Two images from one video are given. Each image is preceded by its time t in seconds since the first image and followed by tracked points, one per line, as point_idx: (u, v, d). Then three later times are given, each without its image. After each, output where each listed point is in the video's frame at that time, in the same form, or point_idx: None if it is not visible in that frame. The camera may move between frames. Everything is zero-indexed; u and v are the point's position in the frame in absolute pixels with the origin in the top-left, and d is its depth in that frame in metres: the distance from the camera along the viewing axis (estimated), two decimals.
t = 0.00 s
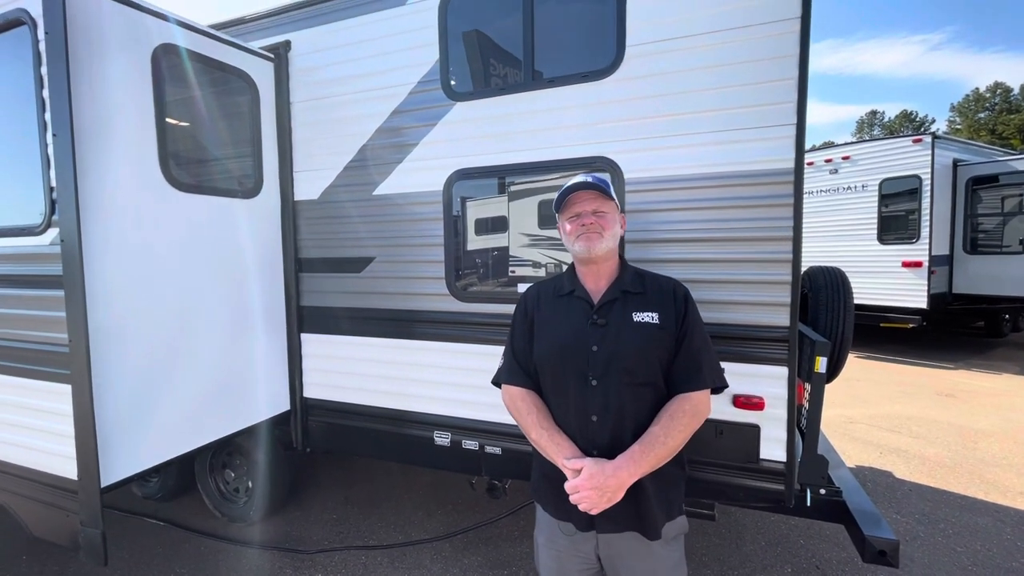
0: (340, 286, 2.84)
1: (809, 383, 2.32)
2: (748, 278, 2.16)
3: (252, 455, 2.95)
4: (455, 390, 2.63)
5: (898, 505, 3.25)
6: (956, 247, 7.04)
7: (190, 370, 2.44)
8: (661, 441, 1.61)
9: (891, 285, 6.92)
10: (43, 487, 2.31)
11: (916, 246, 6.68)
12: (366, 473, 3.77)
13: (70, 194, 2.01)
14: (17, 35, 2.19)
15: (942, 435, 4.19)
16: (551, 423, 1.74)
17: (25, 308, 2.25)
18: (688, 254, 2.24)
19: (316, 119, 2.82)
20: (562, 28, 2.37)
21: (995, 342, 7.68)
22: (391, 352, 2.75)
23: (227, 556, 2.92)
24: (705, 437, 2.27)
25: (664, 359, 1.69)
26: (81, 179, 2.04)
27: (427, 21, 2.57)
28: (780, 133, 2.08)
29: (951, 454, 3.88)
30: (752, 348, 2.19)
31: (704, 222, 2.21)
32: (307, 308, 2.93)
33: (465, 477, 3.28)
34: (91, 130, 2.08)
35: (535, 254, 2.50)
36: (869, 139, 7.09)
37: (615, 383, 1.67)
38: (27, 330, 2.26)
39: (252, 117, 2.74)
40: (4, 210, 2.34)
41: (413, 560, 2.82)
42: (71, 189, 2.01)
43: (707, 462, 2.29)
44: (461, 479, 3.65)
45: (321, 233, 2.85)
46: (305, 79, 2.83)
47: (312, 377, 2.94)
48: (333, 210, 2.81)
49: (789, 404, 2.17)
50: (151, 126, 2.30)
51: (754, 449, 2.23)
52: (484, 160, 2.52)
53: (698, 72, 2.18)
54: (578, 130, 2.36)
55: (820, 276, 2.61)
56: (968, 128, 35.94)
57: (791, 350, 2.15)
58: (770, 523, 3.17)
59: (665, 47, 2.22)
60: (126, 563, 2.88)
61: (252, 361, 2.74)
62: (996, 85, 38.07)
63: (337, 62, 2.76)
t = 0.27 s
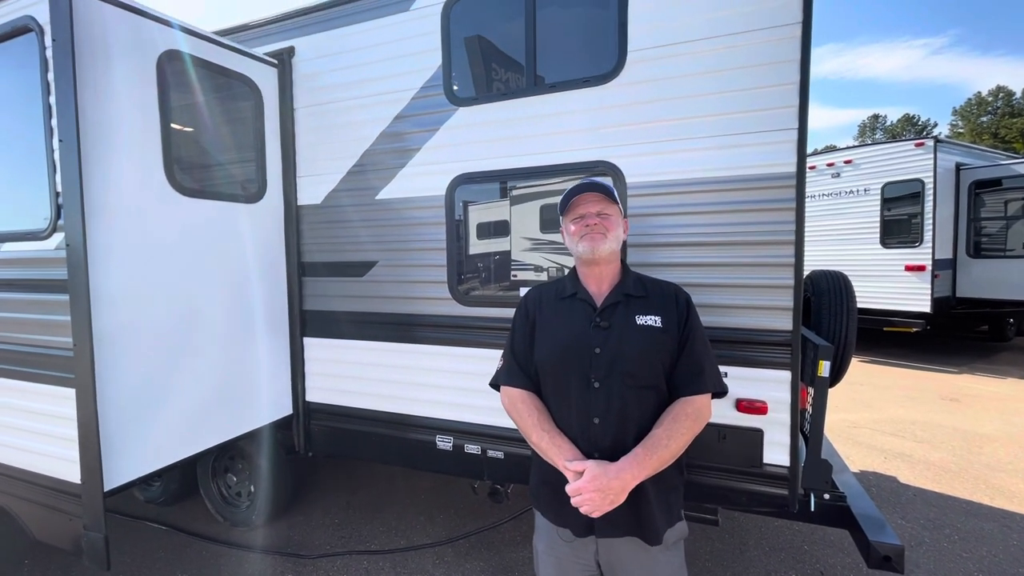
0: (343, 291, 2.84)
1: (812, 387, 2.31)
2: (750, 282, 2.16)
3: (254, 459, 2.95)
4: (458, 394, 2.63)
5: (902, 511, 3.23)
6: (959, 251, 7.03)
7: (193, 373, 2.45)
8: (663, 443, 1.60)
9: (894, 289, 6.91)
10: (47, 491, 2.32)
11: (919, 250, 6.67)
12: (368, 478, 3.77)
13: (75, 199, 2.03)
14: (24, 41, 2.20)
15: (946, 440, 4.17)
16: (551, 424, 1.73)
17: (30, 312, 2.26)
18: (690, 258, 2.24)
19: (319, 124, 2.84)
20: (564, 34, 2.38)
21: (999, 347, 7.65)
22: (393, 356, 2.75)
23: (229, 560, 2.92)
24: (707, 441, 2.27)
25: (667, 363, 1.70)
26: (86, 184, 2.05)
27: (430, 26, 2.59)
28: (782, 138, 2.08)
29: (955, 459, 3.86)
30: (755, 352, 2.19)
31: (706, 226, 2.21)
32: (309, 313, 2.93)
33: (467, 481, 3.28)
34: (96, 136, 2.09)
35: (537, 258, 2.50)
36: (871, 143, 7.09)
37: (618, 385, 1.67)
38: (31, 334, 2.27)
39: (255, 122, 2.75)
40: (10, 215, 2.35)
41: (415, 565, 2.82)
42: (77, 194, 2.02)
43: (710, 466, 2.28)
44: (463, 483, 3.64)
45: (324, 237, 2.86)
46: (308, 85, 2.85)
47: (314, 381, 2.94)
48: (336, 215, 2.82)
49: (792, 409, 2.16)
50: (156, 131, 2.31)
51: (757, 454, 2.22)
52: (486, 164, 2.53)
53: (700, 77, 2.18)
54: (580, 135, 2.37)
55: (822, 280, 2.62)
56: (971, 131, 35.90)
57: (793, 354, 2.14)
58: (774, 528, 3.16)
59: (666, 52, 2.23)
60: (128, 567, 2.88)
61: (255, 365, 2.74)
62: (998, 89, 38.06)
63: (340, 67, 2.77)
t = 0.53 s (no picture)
0: (345, 294, 2.85)
1: (816, 391, 2.31)
2: (752, 285, 2.16)
3: (257, 463, 2.96)
4: (460, 398, 2.63)
5: (906, 515, 3.22)
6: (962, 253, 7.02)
7: (196, 377, 2.45)
8: (667, 447, 1.61)
9: (897, 292, 6.89)
10: (50, 494, 2.32)
11: (921, 253, 6.66)
12: (371, 481, 3.77)
13: (81, 203, 2.04)
14: (29, 46, 2.22)
15: (950, 443, 4.16)
16: (554, 427, 1.73)
17: (34, 316, 2.27)
18: (693, 261, 2.24)
19: (322, 128, 2.85)
20: (565, 38, 2.39)
21: (1003, 350, 7.63)
22: (396, 360, 2.76)
23: (231, 563, 2.92)
24: (710, 445, 2.27)
25: (671, 367, 1.70)
26: (91, 189, 2.06)
27: (433, 31, 2.60)
28: (784, 141, 2.08)
29: (959, 463, 3.85)
30: (757, 356, 2.19)
31: (708, 230, 2.21)
32: (312, 316, 2.94)
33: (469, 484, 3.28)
34: (101, 140, 2.11)
35: (539, 261, 2.50)
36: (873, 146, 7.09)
37: (621, 388, 1.67)
38: (36, 337, 2.28)
39: (258, 126, 2.77)
40: (15, 219, 2.37)
41: (418, 568, 2.82)
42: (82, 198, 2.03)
43: (712, 470, 2.28)
44: (465, 487, 3.64)
45: (327, 241, 2.87)
46: (311, 89, 2.86)
47: (317, 384, 2.94)
48: (339, 219, 2.83)
49: (795, 412, 2.16)
50: (160, 136, 2.32)
51: (760, 457, 2.22)
52: (488, 168, 2.54)
53: (701, 81, 2.19)
54: (583, 139, 2.38)
55: (825, 283, 2.60)
56: (973, 134, 35.85)
57: (796, 358, 2.14)
58: (777, 532, 3.15)
59: (668, 56, 2.23)
60: (131, 570, 2.88)
61: (258, 368, 2.75)
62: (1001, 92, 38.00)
63: (343, 72, 2.79)
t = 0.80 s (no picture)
0: (347, 296, 2.85)
1: (817, 393, 2.31)
2: (753, 287, 2.16)
3: (259, 465, 2.96)
4: (461, 400, 2.63)
5: (909, 517, 3.21)
6: (964, 255, 7.00)
7: (198, 378, 2.46)
8: (667, 448, 1.60)
9: (899, 294, 6.88)
10: (52, 495, 2.33)
11: (923, 254, 6.65)
12: (372, 483, 3.77)
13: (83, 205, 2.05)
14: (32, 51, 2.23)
15: (952, 445, 4.15)
16: (555, 428, 1.73)
17: (36, 319, 2.28)
18: (693, 263, 2.24)
19: (323, 131, 2.85)
20: (566, 41, 2.39)
21: (1006, 351, 7.61)
22: (397, 362, 2.76)
23: (233, 566, 2.92)
24: (711, 447, 2.26)
25: (671, 368, 1.70)
26: (93, 192, 2.07)
27: (434, 34, 2.60)
28: (785, 143, 2.08)
29: (961, 465, 3.84)
30: (758, 358, 2.19)
31: (708, 232, 2.21)
32: (313, 318, 2.94)
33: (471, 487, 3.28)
34: (103, 144, 2.11)
35: (540, 263, 2.50)
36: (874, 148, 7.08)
37: (621, 389, 1.67)
38: (38, 340, 2.29)
39: (260, 129, 2.77)
40: (17, 222, 2.38)
41: (419, 570, 2.82)
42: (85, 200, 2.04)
43: (714, 472, 2.28)
44: (467, 489, 3.64)
45: (328, 243, 2.88)
46: (313, 92, 2.87)
47: (318, 386, 2.95)
48: (340, 221, 2.83)
49: (796, 414, 2.16)
50: (162, 138, 2.33)
51: (761, 459, 2.21)
52: (489, 171, 2.54)
53: (702, 84, 2.19)
54: (583, 141, 2.38)
55: (826, 285, 2.60)
56: (975, 135, 35.80)
57: (797, 360, 2.14)
58: (780, 534, 3.15)
59: (668, 59, 2.24)
60: (132, 572, 2.89)
61: (260, 370, 2.76)
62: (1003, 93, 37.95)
63: (344, 75, 2.79)
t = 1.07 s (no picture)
0: (347, 297, 2.85)
1: (817, 394, 2.31)
2: (753, 289, 2.16)
3: (259, 466, 2.96)
4: (461, 401, 2.63)
5: (909, 518, 3.21)
6: (965, 255, 7.00)
7: (199, 380, 2.46)
8: (667, 454, 1.60)
9: (900, 294, 6.88)
10: (52, 496, 2.33)
11: (924, 255, 6.64)
12: (373, 484, 3.78)
13: (84, 207, 2.05)
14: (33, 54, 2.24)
15: (953, 446, 4.15)
16: (555, 431, 1.73)
17: (38, 321, 2.28)
18: (693, 265, 2.24)
19: (324, 133, 2.86)
20: (566, 43, 2.40)
21: (1007, 352, 7.60)
22: (397, 363, 2.76)
23: (233, 566, 2.93)
24: (712, 449, 2.27)
25: (672, 373, 1.70)
26: (94, 194, 2.08)
27: (434, 36, 2.61)
28: (786, 145, 2.08)
29: (962, 466, 3.84)
30: (758, 359, 2.19)
31: (708, 234, 2.21)
32: (314, 319, 2.94)
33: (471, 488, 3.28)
34: (104, 146, 2.12)
35: (540, 264, 2.50)
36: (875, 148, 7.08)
37: (622, 394, 1.67)
38: (39, 342, 2.29)
39: (260, 131, 2.78)
40: (18, 224, 2.38)
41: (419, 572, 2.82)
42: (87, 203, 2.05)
43: (714, 474, 2.28)
44: (467, 490, 3.64)
45: (329, 245, 2.88)
46: (313, 94, 2.88)
47: (319, 388, 2.95)
48: (340, 223, 2.84)
49: (797, 416, 2.16)
50: (163, 140, 2.34)
51: (761, 461, 2.21)
52: (489, 172, 2.54)
53: (701, 86, 2.19)
54: (583, 143, 2.38)
55: (826, 286, 2.61)
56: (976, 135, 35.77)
57: (797, 361, 2.14)
58: (780, 536, 3.15)
59: (668, 61, 2.24)
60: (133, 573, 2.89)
61: (261, 372, 2.76)
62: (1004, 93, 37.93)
63: (344, 77, 2.80)
